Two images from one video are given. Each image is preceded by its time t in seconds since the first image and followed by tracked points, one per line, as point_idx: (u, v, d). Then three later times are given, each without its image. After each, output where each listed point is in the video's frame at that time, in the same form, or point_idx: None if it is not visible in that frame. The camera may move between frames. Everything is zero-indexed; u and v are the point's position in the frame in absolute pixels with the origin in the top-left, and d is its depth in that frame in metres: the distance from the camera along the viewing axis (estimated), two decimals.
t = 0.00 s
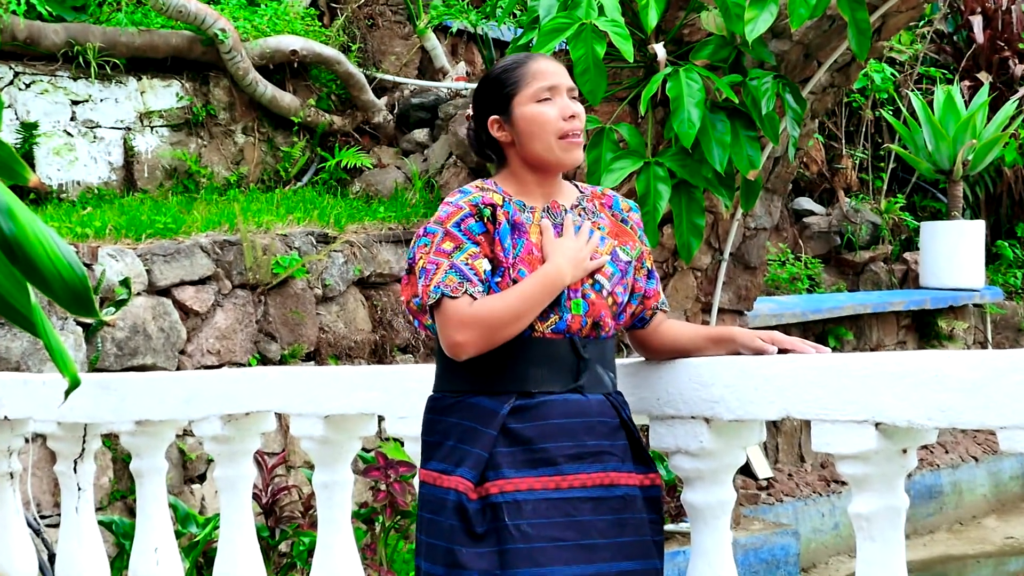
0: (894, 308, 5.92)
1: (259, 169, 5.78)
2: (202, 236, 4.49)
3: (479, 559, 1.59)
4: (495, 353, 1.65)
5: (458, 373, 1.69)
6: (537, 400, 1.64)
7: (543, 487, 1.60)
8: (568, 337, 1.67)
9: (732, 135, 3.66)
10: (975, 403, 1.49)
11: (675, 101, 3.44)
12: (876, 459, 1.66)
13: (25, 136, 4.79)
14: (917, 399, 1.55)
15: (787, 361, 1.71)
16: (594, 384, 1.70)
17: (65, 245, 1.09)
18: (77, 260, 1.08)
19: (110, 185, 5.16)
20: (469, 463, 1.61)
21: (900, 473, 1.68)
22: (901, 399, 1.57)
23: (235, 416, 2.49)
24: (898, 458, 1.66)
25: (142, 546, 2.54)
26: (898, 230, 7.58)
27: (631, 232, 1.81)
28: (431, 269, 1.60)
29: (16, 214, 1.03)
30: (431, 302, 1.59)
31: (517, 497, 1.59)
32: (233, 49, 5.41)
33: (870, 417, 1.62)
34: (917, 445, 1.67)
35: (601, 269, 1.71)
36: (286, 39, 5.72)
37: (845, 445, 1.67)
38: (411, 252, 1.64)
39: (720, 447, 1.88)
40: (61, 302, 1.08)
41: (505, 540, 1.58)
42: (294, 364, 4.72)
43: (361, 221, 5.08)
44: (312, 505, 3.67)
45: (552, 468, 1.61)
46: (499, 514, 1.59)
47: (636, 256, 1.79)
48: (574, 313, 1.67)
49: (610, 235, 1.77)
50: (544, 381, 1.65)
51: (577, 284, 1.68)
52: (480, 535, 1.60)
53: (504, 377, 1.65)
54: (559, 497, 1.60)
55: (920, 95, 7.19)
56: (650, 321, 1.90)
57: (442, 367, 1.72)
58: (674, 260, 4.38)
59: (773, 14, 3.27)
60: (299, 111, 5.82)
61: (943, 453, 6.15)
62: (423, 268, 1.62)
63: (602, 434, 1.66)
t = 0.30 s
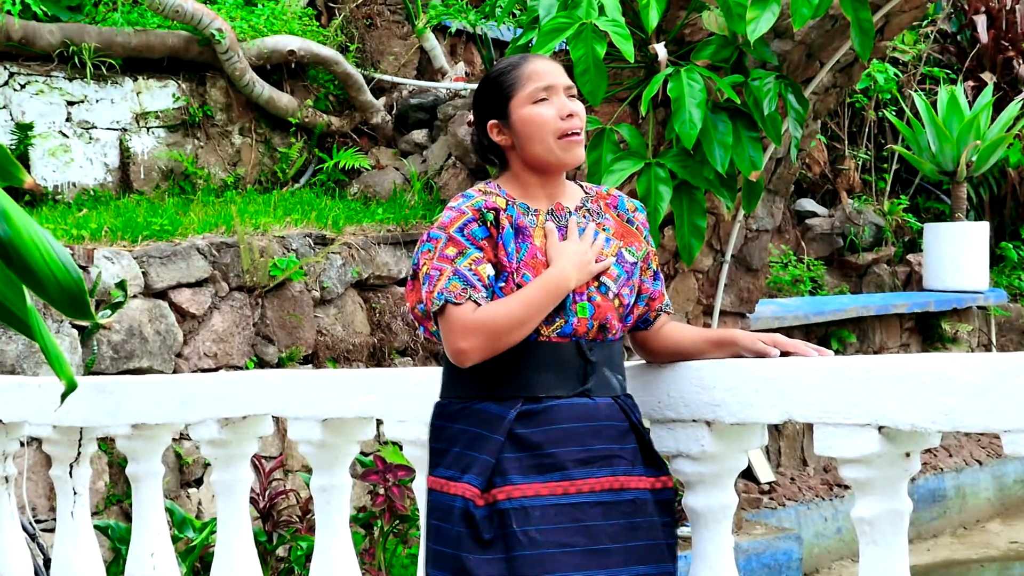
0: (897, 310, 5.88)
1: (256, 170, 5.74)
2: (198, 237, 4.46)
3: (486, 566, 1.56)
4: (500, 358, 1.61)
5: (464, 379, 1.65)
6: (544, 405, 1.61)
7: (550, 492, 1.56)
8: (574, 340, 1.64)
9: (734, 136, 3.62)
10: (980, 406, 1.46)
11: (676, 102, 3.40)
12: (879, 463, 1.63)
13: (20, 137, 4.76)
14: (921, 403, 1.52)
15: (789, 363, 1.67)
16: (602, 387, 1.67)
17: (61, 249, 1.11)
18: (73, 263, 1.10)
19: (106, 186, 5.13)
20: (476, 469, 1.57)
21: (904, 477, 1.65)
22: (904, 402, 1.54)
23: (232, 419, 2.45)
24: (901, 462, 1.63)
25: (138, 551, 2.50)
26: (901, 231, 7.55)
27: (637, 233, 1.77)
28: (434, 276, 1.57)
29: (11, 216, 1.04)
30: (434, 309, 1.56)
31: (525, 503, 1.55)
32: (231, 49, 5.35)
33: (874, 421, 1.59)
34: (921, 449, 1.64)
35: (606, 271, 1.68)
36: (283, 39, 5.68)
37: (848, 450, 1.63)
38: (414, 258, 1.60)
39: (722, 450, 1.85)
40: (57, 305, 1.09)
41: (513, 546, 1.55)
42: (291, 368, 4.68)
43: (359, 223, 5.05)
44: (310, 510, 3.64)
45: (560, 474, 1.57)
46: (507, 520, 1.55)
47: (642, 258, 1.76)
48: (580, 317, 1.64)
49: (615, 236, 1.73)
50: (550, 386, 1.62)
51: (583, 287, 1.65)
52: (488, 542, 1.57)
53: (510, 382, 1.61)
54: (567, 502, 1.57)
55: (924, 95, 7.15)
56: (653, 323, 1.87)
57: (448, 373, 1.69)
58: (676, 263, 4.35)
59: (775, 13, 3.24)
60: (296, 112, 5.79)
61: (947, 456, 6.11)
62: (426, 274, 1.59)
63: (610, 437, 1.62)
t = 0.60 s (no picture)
0: (898, 311, 5.87)
1: (255, 171, 5.73)
2: (197, 239, 4.45)
3: (496, 567, 1.54)
4: (506, 358, 1.60)
5: (469, 381, 1.64)
6: (551, 404, 1.59)
7: (560, 492, 1.55)
8: (580, 340, 1.63)
9: (734, 137, 3.60)
10: (982, 408, 1.44)
11: (677, 102, 3.39)
12: (879, 465, 1.62)
13: (18, 137, 4.74)
14: (922, 404, 1.50)
15: (790, 364, 1.66)
16: (608, 387, 1.65)
17: (57, 249, 1.08)
18: (71, 264, 1.06)
19: (104, 187, 5.11)
20: (484, 469, 1.56)
21: (904, 479, 1.64)
22: (905, 404, 1.53)
23: (230, 421, 2.44)
24: (902, 463, 1.62)
25: (137, 553, 2.49)
26: (903, 233, 7.53)
27: (639, 232, 1.75)
28: (438, 278, 1.55)
29: (8, 217, 1.01)
30: (439, 312, 1.55)
31: (534, 503, 1.54)
32: (229, 49, 5.34)
33: (874, 423, 1.58)
34: (922, 451, 1.62)
35: (610, 270, 1.67)
36: (282, 40, 5.67)
37: (848, 452, 1.62)
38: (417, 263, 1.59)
39: (722, 452, 1.83)
40: (54, 306, 1.05)
41: (523, 546, 1.53)
42: (290, 369, 4.67)
43: (358, 224, 5.04)
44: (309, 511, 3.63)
45: (568, 473, 1.56)
46: (517, 520, 1.54)
47: (644, 257, 1.74)
48: (585, 316, 1.63)
49: (617, 236, 1.72)
50: (557, 386, 1.60)
51: (587, 286, 1.63)
52: (497, 542, 1.55)
53: (516, 383, 1.60)
54: (576, 502, 1.55)
55: (925, 96, 7.13)
56: (655, 322, 1.87)
57: (452, 376, 1.68)
58: (676, 264, 4.34)
59: (775, 13, 3.22)
60: (295, 113, 5.78)
61: (948, 459, 6.11)
62: (429, 277, 1.57)
63: (618, 437, 1.61)
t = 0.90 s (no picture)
0: (900, 314, 5.84)
1: (252, 173, 5.70)
2: (193, 241, 4.41)
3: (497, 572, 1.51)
4: (506, 360, 1.57)
5: (469, 385, 1.61)
6: (552, 408, 1.57)
7: (561, 495, 1.52)
8: (580, 342, 1.60)
9: (734, 138, 3.57)
10: (985, 412, 1.42)
11: (676, 104, 3.36)
12: (881, 468, 1.60)
13: (13, 138, 4.72)
14: (924, 408, 1.48)
15: (790, 366, 1.63)
16: (609, 390, 1.63)
17: (52, 251, 1.03)
18: (67, 266, 1.02)
19: (100, 189, 5.09)
20: (485, 473, 1.53)
21: (906, 482, 1.62)
22: (907, 407, 1.50)
23: (228, 424, 2.40)
24: (903, 467, 1.60)
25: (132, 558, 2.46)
26: (904, 235, 7.51)
27: (638, 233, 1.72)
28: (436, 281, 1.53)
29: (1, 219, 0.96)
30: (437, 315, 1.52)
31: (536, 506, 1.51)
32: (226, 49, 5.32)
33: (875, 425, 1.55)
34: (924, 455, 1.60)
35: (610, 271, 1.64)
36: (279, 40, 5.65)
37: (850, 455, 1.60)
38: (415, 265, 1.56)
39: (722, 456, 1.80)
40: (49, 310, 1.01)
41: (525, 550, 1.50)
42: (287, 372, 4.64)
43: (356, 226, 5.01)
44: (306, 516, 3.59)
45: (570, 476, 1.53)
46: (518, 524, 1.51)
47: (643, 258, 1.72)
48: (585, 318, 1.60)
49: (616, 236, 1.69)
50: (558, 389, 1.57)
51: (587, 287, 1.61)
52: (499, 547, 1.52)
53: (516, 385, 1.57)
54: (578, 505, 1.53)
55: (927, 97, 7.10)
56: (655, 325, 1.84)
57: (451, 380, 1.65)
58: (676, 266, 4.31)
59: (776, 14, 3.19)
60: (292, 114, 5.75)
61: (950, 462, 6.08)
62: (428, 280, 1.55)
63: (620, 440, 1.58)
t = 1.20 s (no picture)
0: (904, 316, 5.81)
1: (249, 174, 5.67)
2: (190, 243, 4.38)
3: None
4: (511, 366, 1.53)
5: (474, 391, 1.57)
6: (560, 412, 1.53)
7: (572, 501, 1.49)
8: (586, 346, 1.57)
9: (736, 139, 3.54)
10: (987, 415, 1.39)
11: (678, 105, 3.33)
12: (885, 472, 1.58)
13: (9, 140, 4.69)
14: (927, 411, 1.46)
15: (791, 370, 1.60)
16: (616, 394, 1.59)
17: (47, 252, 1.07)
18: (63, 269, 1.06)
19: (96, 191, 5.06)
20: (493, 481, 1.50)
21: (909, 486, 1.60)
22: (911, 411, 1.47)
23: (225, 428, 2.36)
24: (907, 471, 1.58)
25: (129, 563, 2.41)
26: (908, 236, 7.47)
27: (638, 234, 1.68)
28: (434, 288, 1.49)
29: None
30: (434, 322, 1.48)
31: (546, 514, 1.48)
32: (223, 50, 5.29)
33: (878, 429, 1.53)
34: (927, 458, 1.59)
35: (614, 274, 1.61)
36: (277, 41, 5.62)
37: (853, 459, 1.57)
38: (414, 272, 1.53)
39: (723, 459, 1.78)
40: (47, 313, 1.06)
41: (536, 559, 1.47)
42: (286, 375, 4.62)
43: (355, 227, 4.97)
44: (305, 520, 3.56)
45: (580, 482, 1.50)
46: (528, 532, 1.48)
47: (645, 260, 1.68)
48: (591, 321, 1.57)
49: (617, 238, 1.65)
50: (566, 394, 1.54)
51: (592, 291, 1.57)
52: (508, 556, 1.49)
53: (524, 391, 1.53)
54: (588, 512, 1.50)
55: (931, 97, 7.07)
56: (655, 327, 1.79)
57: (453, 386, 1.62)
58: (677, 268, 4.28)
59: (778, 14, 3.16)
60: (290, 115, 5.72)
61: (954, 466, 6.05)
62: (427, 286, 1.51)
63: (628, 444, 1.56)
